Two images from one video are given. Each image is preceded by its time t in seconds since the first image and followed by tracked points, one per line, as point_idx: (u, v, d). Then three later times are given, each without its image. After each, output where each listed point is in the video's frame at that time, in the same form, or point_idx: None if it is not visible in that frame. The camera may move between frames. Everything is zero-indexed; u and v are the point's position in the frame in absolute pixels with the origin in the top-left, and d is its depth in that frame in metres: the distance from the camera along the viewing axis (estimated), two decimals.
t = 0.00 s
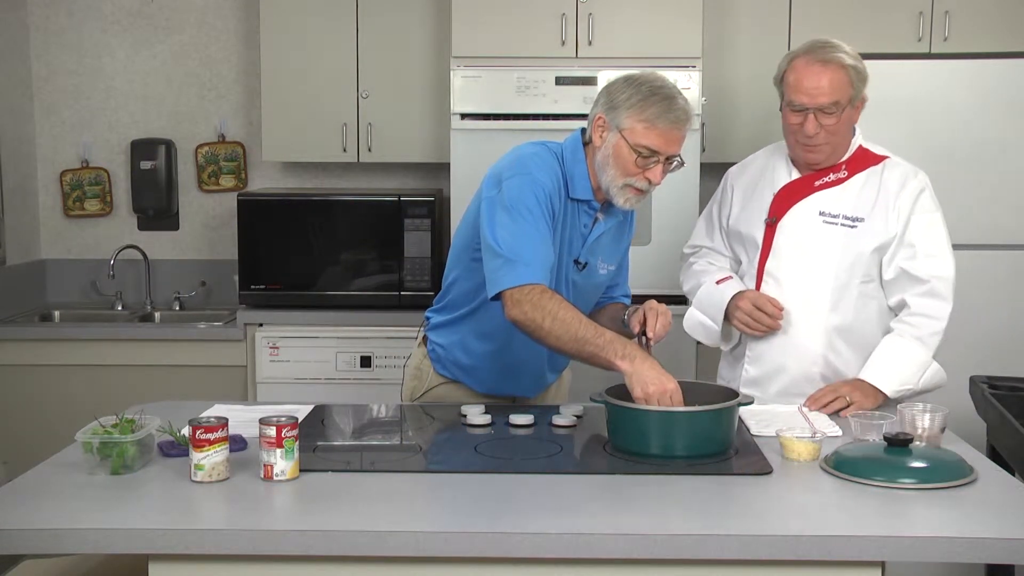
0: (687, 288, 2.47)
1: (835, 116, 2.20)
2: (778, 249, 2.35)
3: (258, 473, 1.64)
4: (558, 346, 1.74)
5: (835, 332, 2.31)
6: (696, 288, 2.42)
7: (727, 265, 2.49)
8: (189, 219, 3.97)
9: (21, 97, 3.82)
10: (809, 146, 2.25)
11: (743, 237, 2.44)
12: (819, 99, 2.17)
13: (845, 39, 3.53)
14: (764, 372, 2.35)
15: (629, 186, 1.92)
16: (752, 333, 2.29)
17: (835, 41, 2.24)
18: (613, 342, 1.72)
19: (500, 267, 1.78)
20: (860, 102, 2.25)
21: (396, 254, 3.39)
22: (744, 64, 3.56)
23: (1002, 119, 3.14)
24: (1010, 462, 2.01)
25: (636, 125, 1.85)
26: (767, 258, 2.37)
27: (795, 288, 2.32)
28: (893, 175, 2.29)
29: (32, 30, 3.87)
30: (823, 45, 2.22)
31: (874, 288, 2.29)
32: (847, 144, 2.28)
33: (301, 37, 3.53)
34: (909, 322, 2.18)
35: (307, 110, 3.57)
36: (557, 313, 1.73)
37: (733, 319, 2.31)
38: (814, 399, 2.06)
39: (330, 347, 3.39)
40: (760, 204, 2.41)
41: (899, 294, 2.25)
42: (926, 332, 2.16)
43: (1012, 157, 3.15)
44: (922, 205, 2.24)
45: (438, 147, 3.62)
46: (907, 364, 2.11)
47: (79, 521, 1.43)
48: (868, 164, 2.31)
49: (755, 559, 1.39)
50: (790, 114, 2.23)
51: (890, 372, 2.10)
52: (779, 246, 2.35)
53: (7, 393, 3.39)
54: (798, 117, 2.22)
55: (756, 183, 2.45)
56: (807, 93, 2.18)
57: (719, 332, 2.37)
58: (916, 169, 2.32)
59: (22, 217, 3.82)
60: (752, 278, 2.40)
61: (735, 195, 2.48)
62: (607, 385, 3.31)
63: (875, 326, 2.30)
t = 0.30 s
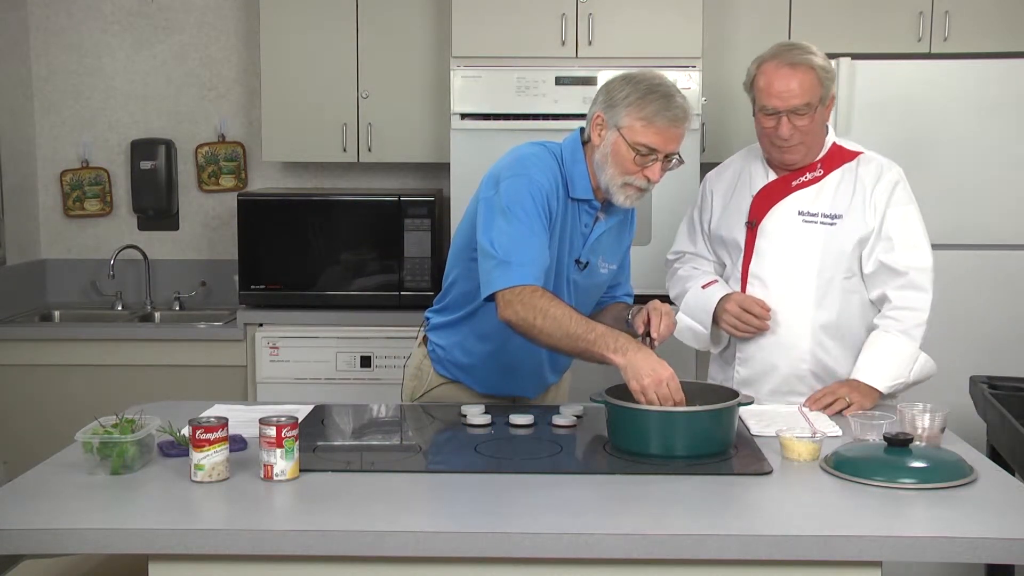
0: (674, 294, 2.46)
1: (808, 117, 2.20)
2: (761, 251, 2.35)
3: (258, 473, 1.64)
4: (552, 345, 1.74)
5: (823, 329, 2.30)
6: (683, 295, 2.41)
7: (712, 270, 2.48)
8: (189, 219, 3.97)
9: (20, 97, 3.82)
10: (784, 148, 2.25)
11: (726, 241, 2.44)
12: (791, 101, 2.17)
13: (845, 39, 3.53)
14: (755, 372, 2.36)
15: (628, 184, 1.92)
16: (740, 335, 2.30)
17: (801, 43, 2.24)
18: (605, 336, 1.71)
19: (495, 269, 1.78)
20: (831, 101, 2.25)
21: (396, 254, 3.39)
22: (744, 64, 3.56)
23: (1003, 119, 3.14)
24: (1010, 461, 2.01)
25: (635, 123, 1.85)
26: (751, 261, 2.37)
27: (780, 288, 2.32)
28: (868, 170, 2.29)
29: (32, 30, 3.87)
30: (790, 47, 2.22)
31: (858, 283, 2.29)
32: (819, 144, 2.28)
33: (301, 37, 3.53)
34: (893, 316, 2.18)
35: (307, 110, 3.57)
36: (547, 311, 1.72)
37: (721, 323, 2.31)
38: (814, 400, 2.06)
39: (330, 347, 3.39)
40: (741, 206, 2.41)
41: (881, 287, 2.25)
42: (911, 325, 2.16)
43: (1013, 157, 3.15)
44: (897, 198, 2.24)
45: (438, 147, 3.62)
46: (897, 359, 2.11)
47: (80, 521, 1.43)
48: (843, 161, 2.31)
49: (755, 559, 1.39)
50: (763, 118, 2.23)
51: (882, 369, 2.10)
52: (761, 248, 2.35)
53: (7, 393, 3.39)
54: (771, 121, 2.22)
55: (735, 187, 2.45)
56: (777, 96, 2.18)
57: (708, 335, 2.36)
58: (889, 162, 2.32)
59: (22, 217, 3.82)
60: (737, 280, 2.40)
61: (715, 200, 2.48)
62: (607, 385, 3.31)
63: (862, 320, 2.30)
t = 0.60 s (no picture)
0: (674, 298, 2.45)
1: (800, 116, 2.20)
2: (761, 252, 2.35)
3: (258, 473, 1.64)
4: (548, 344, 1.74)
5: (824, 327, 2.31)
6: (685, 297, 2.41)
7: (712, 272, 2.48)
8: (189, 219, 3.97)
9: (20, 97, 3.82)
10: (777, 148, 2.25)
11: (726, 243, 2.44)
12: (781, 101, 2.17)
13: (846, 39, 3.53)
14: (762, 373, 2.36)
15: (626, 184, 1.92)
16: (744, 337, 2.30)
17: (790, 42, 2.24)
18: (598, 335, 1.71)
19: (491, 269, 1.78)
20: (822, 99, 2.25)
21: (396, 254, 3.39)
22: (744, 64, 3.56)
23: (1003, 119, 3.14)
24: (1010, 461, 2.01)
25: (631, 122, 1.85)
26: (751, 262, 2.37)
27: (780, 289, 2.32)
28: (862, 167, 2.29)
29: (32, 30, 3.87)
30: (778, 48, 2.22)
31: (856, 280, 2.29)
32: (812, 142, 2.28)
33: (301, 37, 3.53)
34: (890, 314, 2.19)
35: (307, 110, 3.57)
36: (542, 310, 1.73)
37: (726, 326, 2.32)
38: (814, 400, 2.05)
39: (331, 347, 3.39)
40: (738, 208, 2.41)
41: (880, 284, 2.25)
42: (908, 321, 2.17)
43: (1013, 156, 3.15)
44: (892, 193, 2.25)
45: (438, 147, 3.62)
46: (896, 357, 2.12)
47: (80, 521, 1.43)
48: (838, 159, 2.31)
49: (755, 559, 1.39)
50: (755, 120, 2.24)
51: (882, 366, 2.10)
52: (761, 249, 2.35)
53: (7, 392, 3.39)
54: (763, 122, 2.23)
55: (734, 189, 2.45)
56: (768, 97, 2.18)
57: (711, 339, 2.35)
58: (883, 158, 2.33)
59: (22, 217, 3.82)
60: (739, 283, 2.40)
61: (713, 202, 2.48)
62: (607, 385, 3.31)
63: (863, 318, 2.31)
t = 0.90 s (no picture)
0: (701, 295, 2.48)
1: (826, 112, 2.21)
2: (784, 249, 2.36)
3: (257, 474, 1.64)
4: (531, 335, 1.73)
5: (842, 328, 2.29)
6: (708, 294, 2.43)
7: (739, 271, 2.50)
8: (189, 219, 3.97)
9: (20, 97, 3.82)
10: (803, 145, 2.27)
11: (751, 241, 2.45)
12: (808, 97, 2.19)
13: (845, 39, 3.53)
14: (776, 372, 2.35)
15: (618, 180, 1.92)
16: (755, 335, 2.31)
17: (822, 42, 2.26)
18: (580, 322, 1.69)
19: (476, 263, 1.79)
20: (854, 98, 2.26)
21: (396, 254, 3.39)
22: (744, 64, 3.56)
23: (1002, 119, 3.14)
24: (1010, 462, 2.01)
25: (625, 118, 1.85)
26: (773, 259, 2.38)
27: (800, 287, 2.32)
28: (895, 169, 2.27)
29: (32, 30, 3.87)
30: (809, 44, 2.24)
31: (881, 284, 2.27)
32: (842, 141, 2.29)
33: (301, 36, 3.53)
34: (907, 318, 2.17)
35: (307, 110, 3.57)
36: (523, 300, 1.72)
37: (738, 324, 2.34)
38: (814, 399, 2.06)
39: (331, 347, 3.39)
40: (764, 206, 2.43)
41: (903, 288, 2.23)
42: (925, 327, 2.15)
43: (1013, 156, 3.15)
44: (922, 197, 2.22)
45: (438, 147, 3.62)
46: (903, 360, 2.11)
47: (79, 521, 1.43)
48: (870, 161, 2.31)
49: (754, 559, 1.39)
50: (782, 116, 2.26)
51: (886, 368, 2.10)
52: (784, 246, 2.36)
53: (7, 393, 3.39)
54: (790, 118, 2.25)
55: (761, 188, 2.46)
56: (795, 93, 2.20)
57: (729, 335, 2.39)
58: (920, 162, 2.30)
59: (22, 217, 3.82)
60: (761, 281, 2.41)
61: (743, 201, 2.50)
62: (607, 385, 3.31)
63: (885, 323, 2.27)
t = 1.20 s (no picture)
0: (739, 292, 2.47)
1: (863, 116, 2.15)
2: (817, 253, 2.31)
3: (257, 473, 1.64)
4: (503, 327, 1.73)
5: (870, 337, 2.26)
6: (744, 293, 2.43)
7: (776, 271, 2.46)
8: (189, 219, 3.97)
9: (20, 97, 3.82)
10: (839, 148, 2.21)
11: (787, 241, 2.42)
12: (844, 99, 2.14)
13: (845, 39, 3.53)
14: (804, 377, 2.32)
15: (610, 178, 1.92)
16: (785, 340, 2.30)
17: (865, 40, 2.20)
18: (551, 313, 1.69)
19: (457, 258, 1.80)
20: (896, 100, 2.19)
21: (396, 254, 3.39)
22: (743, 63, 3.55)
23: (1001, 119, 3.15)
24: (1010, 462, 2.01)
25: (617, 116, 1.85)
26: (806, 263, 2.33)
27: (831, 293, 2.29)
28: (934, 175, 2.21)
29: (32, 30, 3.87)
30: (849, 44, 2.19)
31: (912, 293, 2.22)
32: (881, 144, 2.23)
33: (301, 36, 3.53)
34: (929, 328, 2.13)
35: (308, 110, 3.57)
36: (495, 291, 1.72)
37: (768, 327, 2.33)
38: (817, 400, 2.06)
39: (331, 347, 3.39)
40: (802, 205, 2.38)
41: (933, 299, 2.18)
42: (945, 339, 2.11)
43: (1012, 156, 3.15)
44: (959, 206, 2.16)
45: (438, 147, 3.61)
46: (916, 369, 2.08)
47: (78, 521, 1.43)
48: (911, 166, 2.25)
49: (755, 559, 1.39)
50: (819, 118, 2.21)
51: (900, 377, 2.07)
52: (817, 250, 2.32)
53: (7, 392, 3.39)
54: (826, 120, 2.19)
55: (800, 189, 2.41)
56: (832, 94, 2.15)
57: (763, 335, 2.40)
58: (962, 168, 2.23)
59: (22, 217, 3.82)
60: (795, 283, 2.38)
61: (781, 199, 2.45)
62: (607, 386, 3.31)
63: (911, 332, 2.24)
